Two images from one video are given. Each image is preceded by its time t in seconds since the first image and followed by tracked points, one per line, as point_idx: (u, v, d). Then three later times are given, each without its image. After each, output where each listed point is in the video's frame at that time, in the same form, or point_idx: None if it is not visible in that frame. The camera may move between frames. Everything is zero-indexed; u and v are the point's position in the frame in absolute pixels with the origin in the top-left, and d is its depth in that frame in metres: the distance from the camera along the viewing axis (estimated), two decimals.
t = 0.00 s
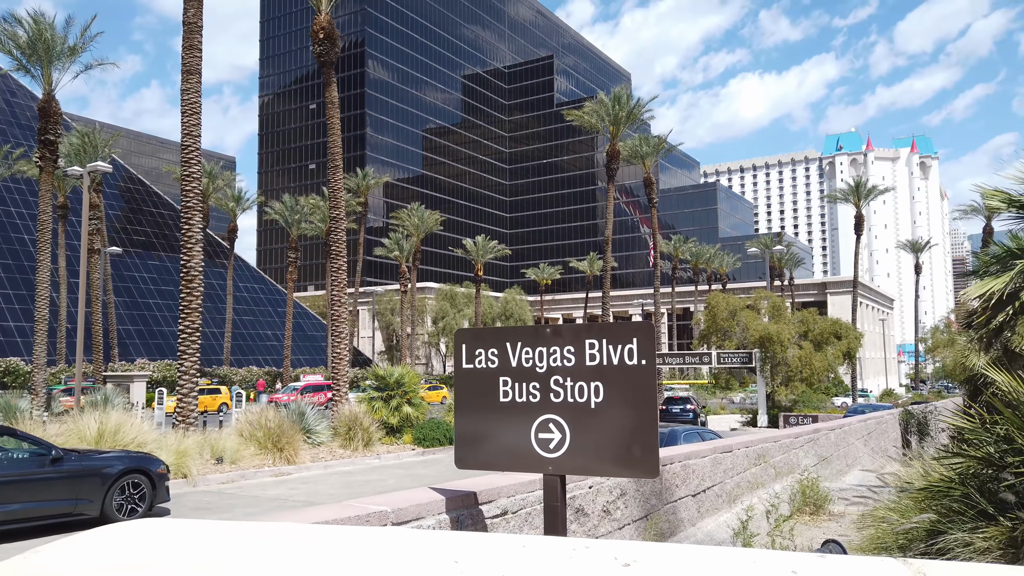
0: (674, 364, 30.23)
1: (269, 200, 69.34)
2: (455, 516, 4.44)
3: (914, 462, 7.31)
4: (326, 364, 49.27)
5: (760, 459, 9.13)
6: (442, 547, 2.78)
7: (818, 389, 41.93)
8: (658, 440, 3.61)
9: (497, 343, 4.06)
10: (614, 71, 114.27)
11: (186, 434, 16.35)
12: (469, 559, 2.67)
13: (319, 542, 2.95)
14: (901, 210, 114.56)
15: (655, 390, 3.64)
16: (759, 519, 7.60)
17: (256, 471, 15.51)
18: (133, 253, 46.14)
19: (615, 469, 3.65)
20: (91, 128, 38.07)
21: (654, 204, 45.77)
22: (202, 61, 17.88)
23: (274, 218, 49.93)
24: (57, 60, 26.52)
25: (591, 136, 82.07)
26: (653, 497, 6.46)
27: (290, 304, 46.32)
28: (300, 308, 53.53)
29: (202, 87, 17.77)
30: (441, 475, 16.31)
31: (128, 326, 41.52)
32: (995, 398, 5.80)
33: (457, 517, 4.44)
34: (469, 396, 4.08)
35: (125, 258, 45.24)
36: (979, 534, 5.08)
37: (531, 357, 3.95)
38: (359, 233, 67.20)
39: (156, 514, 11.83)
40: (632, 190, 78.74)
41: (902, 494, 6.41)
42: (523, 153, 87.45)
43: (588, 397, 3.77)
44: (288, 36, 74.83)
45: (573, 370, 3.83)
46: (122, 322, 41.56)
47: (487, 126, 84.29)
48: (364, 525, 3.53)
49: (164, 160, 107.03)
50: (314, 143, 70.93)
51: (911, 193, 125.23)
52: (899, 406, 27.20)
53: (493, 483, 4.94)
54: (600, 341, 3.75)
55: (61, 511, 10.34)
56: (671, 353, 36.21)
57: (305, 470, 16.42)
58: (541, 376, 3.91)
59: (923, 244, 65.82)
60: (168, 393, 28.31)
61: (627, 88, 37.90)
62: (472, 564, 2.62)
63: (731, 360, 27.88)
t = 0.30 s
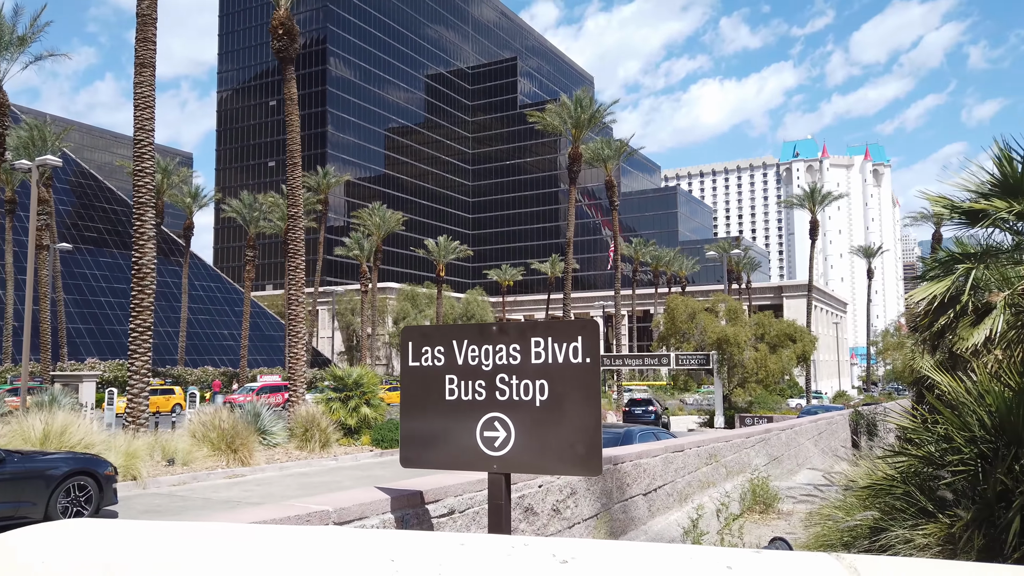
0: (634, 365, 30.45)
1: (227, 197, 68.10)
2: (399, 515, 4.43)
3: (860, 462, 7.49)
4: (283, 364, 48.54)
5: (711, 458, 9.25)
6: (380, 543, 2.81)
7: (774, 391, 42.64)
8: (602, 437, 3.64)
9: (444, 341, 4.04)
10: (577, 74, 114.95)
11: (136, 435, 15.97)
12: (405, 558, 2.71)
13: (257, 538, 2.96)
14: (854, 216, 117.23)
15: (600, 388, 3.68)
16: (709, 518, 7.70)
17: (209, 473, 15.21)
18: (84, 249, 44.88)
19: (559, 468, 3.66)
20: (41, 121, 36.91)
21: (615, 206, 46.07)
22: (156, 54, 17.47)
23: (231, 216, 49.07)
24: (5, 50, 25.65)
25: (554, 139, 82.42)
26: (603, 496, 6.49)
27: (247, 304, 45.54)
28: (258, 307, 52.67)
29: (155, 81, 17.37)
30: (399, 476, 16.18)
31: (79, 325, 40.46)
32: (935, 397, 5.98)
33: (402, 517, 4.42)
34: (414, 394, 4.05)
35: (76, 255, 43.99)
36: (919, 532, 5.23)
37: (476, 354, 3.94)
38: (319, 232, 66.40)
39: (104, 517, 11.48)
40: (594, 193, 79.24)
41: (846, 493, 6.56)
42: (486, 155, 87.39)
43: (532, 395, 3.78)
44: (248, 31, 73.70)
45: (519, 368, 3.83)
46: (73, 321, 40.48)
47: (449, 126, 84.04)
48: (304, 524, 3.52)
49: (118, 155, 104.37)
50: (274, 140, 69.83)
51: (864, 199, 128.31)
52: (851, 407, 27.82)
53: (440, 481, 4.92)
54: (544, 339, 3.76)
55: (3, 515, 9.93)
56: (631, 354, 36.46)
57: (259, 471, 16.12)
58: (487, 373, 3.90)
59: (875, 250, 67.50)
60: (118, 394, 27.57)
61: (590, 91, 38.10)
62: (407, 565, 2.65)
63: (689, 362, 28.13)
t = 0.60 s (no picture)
0: (593, 366, 30.64)
1: (181, 193, 66.68)
2: (345, 513, 4.38)
3: (808, 460, 7.65)
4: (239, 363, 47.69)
5: (663, 456, 9.35)
6: (318, 540, 2.80)
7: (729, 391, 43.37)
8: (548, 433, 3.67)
9: (391, 336, 4.01)
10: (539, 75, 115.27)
11: (83, 436, 15.53)
12: (345, 555, 2.68)
13: (193, 536, 2.91)
14: (808, 220, 119.77)
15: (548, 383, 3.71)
16: (660, 514, 7.79)
17: (159, 474, 14.73)
18: (31, 245, 43.63)
19: (506, 464, 3.66)
20: None
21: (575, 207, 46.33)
22: (108, 45, 17.02)
23: (186, 212, 48.03)
24: None
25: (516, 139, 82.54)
26: (555, 492, 6.53)
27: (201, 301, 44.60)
28: (213, 305, 51.65)
29: (106, 72, 16.91)
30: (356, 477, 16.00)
31: (25, 323, 39.25)
32: (879, 396, 6.14)
33: (349, 515, 4.38)
34: (361, 392, 4.01)
35: (21, 251, 42.66)
36: (860, 527, 5.38)
37: (425, 351, 3.92)
38: (277, 230, 65.42)
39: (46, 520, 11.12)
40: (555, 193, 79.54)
41: (794, 489, 6.70)
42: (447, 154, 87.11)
43: (480, 391, 3.78)
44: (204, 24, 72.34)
45: (468, 364, 3.83)
46: (19, 318, 39.26)
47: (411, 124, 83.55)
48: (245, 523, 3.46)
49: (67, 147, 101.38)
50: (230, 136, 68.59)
51: (818, 204, 131.19)
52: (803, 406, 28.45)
53: (388, 479, 4.89)
54: (492, 336, 3.77)
55: None
56: (590, 354, 36.71)
57: (211, 472, 15.63)
58: (436, 369, 3.89)
59: (828, 253, 69.07)
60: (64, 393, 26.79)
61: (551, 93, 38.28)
62: (349, 565, 2.62)
63: (647, 362, 28.37)
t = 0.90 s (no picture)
0: (552, 365, 30.82)
1: (131, 187, 64.95)
2: (294, 509, 4.33)
3: (758, 455, 7.78)
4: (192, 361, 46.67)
5: (616, 452, 9.43)
6: (264, 535, 2.77)
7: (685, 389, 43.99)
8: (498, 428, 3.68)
9: (341, 331, 3.97)
10: (499, 73, 115.19)
11: (26, 436, 14.95)
12: (292, 550, 2.66)
13: (135, 530, 2.86)
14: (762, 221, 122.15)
15: (501, 380, 3.70)
16: (614, 510, 7.87)
17: (106, 475, 13.99)
18: None
19: (460, 460, 3.66)
20: None
21: (534, 206, 46.47)
22: (54, 34, 16.49)
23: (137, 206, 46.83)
24: None
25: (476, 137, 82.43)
26: (509, 488, 6.55)
27: (152, 298, 43.41)
28: (164, 302, 50.49)
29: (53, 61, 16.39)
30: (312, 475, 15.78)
31: None
32: (825, 393, 6.29)
33: (297, 511, 4.32)
34: (310, 386, 3.96)
35: None
36: (806, 519, 5.52)
37: (375, 345, 3.90)
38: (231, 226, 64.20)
39: None
40: (514, 192, 79.65)
41: (744, 483, 6.83)
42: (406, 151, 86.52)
43: (431, 385, 3.77)
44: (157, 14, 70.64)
45: (419, 357, 3.81)
46: None
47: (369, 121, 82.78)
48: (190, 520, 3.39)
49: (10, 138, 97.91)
50: (183, 129, 66.96)
51: (772, 205, 133.91)
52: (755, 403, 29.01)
53: (338, 476, 4.84)
54: (444, 330, 3.77)
55: None
56: (549, 352, 36.92)
57: (160, 472, 14.90)
58: (387, 363, 3.86)
59: (781, 253, 70.54)
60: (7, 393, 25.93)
61: (510, 91, 38.35)
62: (293, 563, 2.56)
63: (605, 360, 28.65)
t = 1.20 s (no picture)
0: (524, 361, 30.80)
1: (96, 180, 63.60)
2: (265, 503, 4.27)
3: (728, 450, 7.85)
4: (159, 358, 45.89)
5: (589, 446, 9.47)
6: (236, 524, 2.73)
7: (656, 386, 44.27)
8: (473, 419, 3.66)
9: (313, 322, 3.91)
10: (472, 70, 114.91)
11: None
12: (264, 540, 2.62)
13: (102, 521, 2.80)
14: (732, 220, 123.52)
15: (474, 373, 3.69)
16: (587, 504, 7.90)
17: (69, 472, 13.67)
18: None
19: (432, 452, 3.64)
20: None
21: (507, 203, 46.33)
22: (14, 21, 16.02)
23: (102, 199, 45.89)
24: None
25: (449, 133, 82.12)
26: (482, 482, 6.53)
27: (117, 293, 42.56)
28: (130, 298, 49.55)
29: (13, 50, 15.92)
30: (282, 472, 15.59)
31: None
32: (795, 386, 6.37)
33: (268, 505, 4.27)
34: (281, 377, 3.90)
35: None
36: (776, 511, 5.57)
37: (349, 336, 3.85)
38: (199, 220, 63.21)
39: None
40: (487, 189, 79.52)
41: (714, 477, 6.90)
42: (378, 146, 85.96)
43: (406, 375, 3.74)
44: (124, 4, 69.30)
45: (393, 348, 3.78)
46: None
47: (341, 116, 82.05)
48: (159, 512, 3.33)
49: None
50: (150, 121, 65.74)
51: (741, 205, 135.47)
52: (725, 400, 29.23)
53: (310, 469, 4.80)
54: (418, 321, 3.73)
55: None
56: (521, 348, 36.89)
57: (126, 469, 14.61)
58: (359, 355, 3.82)
59: (751, 252, 71.32)
60: None
61: (484, 88, 38.20)
62: (263, 556, 2.53)
63: (577, 357, 28.70)
